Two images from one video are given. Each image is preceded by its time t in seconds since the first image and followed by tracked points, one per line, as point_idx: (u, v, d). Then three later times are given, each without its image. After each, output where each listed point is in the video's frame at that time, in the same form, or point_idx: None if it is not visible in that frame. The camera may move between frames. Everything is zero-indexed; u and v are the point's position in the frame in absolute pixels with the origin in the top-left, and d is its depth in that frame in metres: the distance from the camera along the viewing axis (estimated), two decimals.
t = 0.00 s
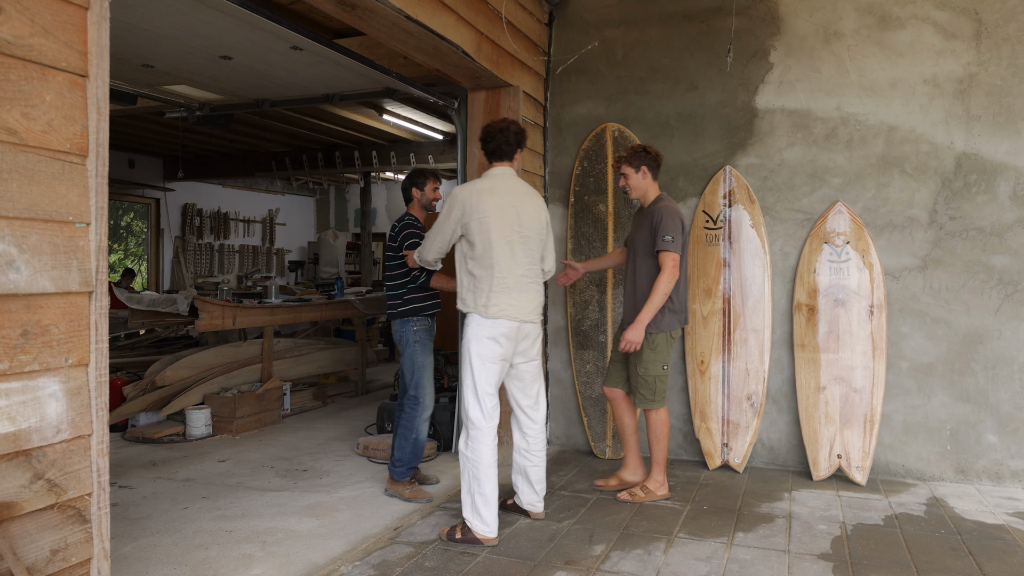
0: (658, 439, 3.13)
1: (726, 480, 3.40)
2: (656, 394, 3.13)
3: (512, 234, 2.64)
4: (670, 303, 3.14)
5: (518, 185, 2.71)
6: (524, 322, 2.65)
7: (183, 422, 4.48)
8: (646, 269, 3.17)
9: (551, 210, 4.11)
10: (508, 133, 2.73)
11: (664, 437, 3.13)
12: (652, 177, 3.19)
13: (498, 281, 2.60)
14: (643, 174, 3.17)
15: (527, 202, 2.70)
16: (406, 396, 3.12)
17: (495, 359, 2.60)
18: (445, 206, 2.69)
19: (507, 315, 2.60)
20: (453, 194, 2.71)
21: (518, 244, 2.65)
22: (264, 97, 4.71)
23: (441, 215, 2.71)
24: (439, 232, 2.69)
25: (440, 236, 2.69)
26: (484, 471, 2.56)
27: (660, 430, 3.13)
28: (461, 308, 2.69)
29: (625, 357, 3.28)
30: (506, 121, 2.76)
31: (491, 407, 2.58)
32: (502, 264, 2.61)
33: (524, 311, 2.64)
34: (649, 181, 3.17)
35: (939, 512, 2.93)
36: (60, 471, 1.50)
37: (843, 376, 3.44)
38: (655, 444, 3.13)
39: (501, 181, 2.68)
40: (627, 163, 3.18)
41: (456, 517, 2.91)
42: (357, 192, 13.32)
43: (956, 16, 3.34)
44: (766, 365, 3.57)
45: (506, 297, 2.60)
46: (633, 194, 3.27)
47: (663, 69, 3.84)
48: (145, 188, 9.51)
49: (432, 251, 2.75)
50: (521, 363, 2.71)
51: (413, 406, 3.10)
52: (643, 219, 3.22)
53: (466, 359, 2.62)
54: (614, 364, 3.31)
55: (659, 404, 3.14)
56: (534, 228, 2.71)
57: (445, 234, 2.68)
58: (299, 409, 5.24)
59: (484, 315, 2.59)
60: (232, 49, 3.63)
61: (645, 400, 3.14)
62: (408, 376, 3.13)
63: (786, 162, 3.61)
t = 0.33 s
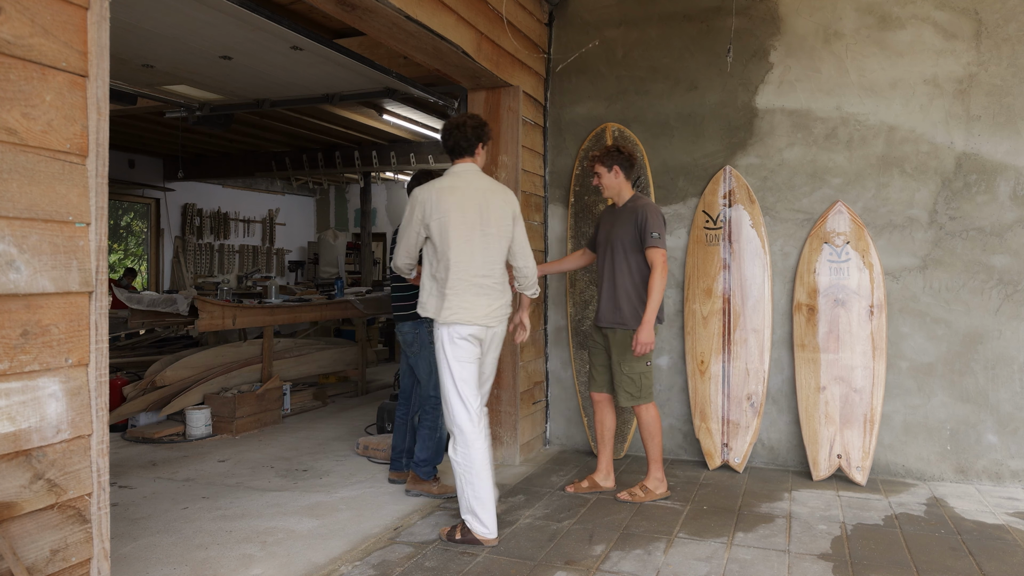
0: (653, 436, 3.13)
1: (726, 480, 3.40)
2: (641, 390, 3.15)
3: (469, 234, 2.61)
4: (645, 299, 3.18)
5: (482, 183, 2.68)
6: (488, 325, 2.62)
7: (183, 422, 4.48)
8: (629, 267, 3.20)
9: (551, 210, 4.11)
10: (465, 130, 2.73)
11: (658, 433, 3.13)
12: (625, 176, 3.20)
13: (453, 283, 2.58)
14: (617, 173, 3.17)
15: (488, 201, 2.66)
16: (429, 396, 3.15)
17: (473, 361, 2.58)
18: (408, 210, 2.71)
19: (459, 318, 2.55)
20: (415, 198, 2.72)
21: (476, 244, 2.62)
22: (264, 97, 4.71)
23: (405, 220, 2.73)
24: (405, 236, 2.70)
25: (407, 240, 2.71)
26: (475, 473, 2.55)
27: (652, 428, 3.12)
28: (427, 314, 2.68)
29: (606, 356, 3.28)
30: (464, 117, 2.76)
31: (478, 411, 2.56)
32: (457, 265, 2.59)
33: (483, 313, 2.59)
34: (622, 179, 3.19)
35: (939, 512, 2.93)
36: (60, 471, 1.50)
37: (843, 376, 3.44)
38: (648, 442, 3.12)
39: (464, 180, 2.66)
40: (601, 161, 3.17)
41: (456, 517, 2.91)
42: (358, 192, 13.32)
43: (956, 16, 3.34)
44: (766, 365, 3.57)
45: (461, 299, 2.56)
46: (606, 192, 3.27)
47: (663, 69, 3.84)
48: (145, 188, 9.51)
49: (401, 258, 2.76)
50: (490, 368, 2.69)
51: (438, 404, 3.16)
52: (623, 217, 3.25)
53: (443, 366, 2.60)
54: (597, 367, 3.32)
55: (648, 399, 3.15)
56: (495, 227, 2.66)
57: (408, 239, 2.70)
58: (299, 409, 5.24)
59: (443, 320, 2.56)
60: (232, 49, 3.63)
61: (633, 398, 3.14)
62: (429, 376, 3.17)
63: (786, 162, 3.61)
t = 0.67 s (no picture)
0: (638, 432, 3.13)
1: (726, 480, 3.40)
2: (624, 389, 3.12)
3: (440, 236, 2.61)
4: (626, 296, 3.16)
5: (455, 188, 2.68)
6: (455, 324, 2.62)
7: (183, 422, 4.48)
8: (609, 265, 3.19)
9: (551, 210, 4.11)
10: (445, 136, 2.73)
11: (643, 429, 3.13)
12: (600, 176, 3.24)
13: (420, 285, 2.56)
14: (592, 172, 3.21)
15: (461, 206, 2.67)
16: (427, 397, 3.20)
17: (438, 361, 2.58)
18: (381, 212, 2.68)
19: (426, 319, 2.54)
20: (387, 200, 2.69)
21: (447, 248, 2.61)
22: (264, 97, 4.71)
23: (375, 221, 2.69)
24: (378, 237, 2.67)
25: (379, 244, 2.66)
26: (457, 466, 2.55)
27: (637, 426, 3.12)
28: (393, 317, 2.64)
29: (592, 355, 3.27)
30: (444, 122, 2.75)
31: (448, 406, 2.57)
32: (425, 268, 2.58)
33: (449, 316, 2.59)
34: (598, 178, 3.22)
35: (939, 512, 2.93)
36: (60, 471, 1.50)
37: (843, 376, 3.44)
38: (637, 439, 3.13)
39: (437, 183, 2.66)
40: (578, 161, 3.20)
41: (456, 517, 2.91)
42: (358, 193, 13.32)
43: (956, 16, 3.34)
44: (766, 365, 3.57)
45: (428, 302, 2.55)
46: (582, 192, 3.29)
47: (663, 69, 3.84)
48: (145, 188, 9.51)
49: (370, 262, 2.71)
50: (455, 369, 2.69)
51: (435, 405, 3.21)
52: (601, 215, 3.25)
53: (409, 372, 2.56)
54: (585, 368, 3.32)
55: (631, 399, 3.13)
56: (465, 232, 2.66)
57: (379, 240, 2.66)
58: (299, 409, 5.24)
59: (411, 320, 2.54)
60: (232, 49, 3.63)
61: (616, 396, 3.12)
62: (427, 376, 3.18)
63: (786, 162, 3.61)
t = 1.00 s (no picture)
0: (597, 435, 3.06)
1: (726, 480, 3.40)
2: (593, 388, 3.08)
3: (406, 237, 2.63)
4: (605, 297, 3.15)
5: (430, 188, 2.71)
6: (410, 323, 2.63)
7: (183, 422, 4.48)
8: (592, 265, 3.18)
9: (551, 210, 4.11)
10: (427, 140, 2.78)
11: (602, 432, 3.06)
12: (590, 178, 3.24)
13: (380, 279, 2.59)
14: (583, 173, 3.21)
15: (431, 207, 2.68)
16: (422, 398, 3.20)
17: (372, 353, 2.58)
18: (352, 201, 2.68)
19: (381, 311, 2.57)
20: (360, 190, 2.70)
21: (412, 244, 2.63)
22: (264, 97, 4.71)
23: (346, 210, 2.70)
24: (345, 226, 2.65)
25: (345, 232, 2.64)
26: (374, 445, 2.54)
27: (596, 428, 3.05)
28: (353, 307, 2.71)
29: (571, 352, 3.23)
30: (430, 127, 2.80)
31: (368, 391, 2.57)
32: (386, 263, 2.61)
33: (407, 313, 2.61)
34: (587, 181, 3.22)
35: (939, 512, 2.93)
36: (60, 471, 1.50)
37: (843, 376, 3.44)
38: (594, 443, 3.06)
39: (412, 184, 2.68)
40: (568, 161, 3.22)
41: (456, 518, 2.91)
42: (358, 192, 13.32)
43: (956, 16, 3.34)
44: (766, 365, 3.57)
45: (386, 296, 2.58)
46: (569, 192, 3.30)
47: (663, 69, 3.84)
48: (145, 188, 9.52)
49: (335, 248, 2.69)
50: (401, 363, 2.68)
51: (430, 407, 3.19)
52: (588, 216, 3.23)
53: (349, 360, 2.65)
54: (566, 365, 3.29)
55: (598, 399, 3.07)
56: (433, 237, 2.69)
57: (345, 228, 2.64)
58: (299, 409, 5.23)
59: (364, 313, 2.58)
60: (233, 49, 3.63)
61: (582, 393, 3.08)
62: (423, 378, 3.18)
63: (786, 161, 3.61)
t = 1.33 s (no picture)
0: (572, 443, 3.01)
1: (726, 480, 3.40)
2: (574, 394, 3.04)
3: (357, 234, 2.68)
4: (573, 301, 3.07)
5: (386, 183, 2.70)
6: (364, 319, 2.66)
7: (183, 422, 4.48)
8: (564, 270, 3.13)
9: (551, 210, 4.12)
10: (387, 136, 2.75)
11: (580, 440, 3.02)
12: (571, 177, 3.23)
13: (336, 277, 2.71)
14: (564, 172, 3.19)
15: (384, 202, 2.66)
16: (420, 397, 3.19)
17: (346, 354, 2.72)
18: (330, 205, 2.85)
19: (336, 308, 2.70)
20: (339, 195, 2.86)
21: (362, 241, 2.68)
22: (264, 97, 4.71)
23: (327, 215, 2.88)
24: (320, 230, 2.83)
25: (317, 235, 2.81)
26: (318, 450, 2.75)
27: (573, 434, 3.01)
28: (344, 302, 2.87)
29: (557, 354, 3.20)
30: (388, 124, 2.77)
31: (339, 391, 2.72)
32: (340, 261, 2.71)
33: (357, 309, 2.66)
34: (567, 180, 3.21)
35: (939, 512, 2.93)
36: (60, 471, 1.50)
37: (843, 376, 3.44)
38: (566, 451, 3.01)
39: (369, 182, 2.71)
40: (550, 159, 3.19)
41: (457, 517, 2.91)
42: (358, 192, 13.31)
43: (956, 16, 3.34)
44: (766, 365, 3.57)
45: (339, 292, 2.69)
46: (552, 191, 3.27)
47: (663, 69, 3.84)
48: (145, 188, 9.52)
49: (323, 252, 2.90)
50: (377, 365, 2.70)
51: (427, 408, 3.17)
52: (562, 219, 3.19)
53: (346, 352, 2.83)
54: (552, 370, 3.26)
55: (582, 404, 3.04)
56: (386, 231, 2.66)
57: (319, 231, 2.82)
58: (300, 409, 5.23)
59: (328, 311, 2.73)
60: (233, 49, 3.63)
61: (565, 400, 3.04)
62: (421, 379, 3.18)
63: (786, 161, 3.61)
